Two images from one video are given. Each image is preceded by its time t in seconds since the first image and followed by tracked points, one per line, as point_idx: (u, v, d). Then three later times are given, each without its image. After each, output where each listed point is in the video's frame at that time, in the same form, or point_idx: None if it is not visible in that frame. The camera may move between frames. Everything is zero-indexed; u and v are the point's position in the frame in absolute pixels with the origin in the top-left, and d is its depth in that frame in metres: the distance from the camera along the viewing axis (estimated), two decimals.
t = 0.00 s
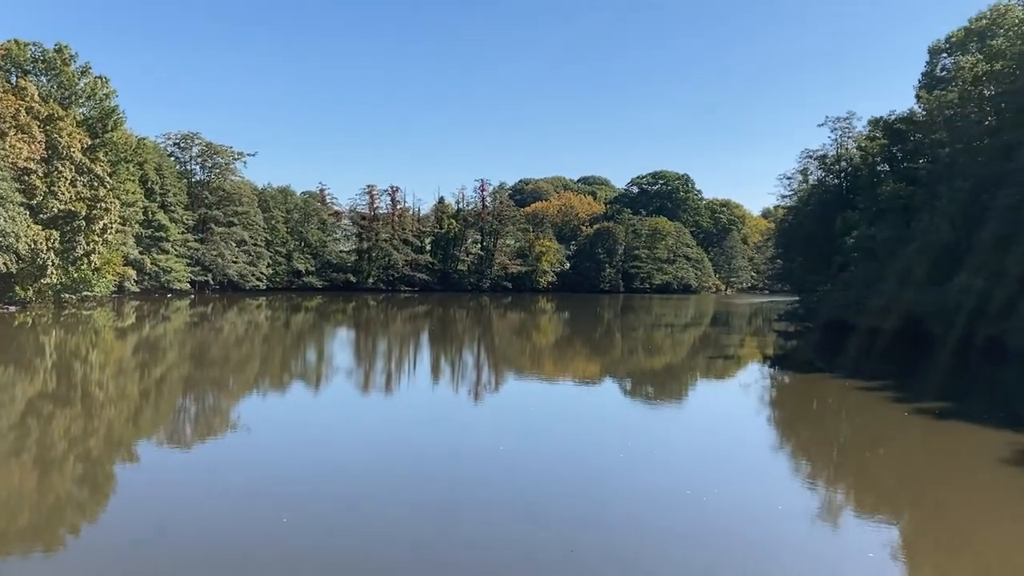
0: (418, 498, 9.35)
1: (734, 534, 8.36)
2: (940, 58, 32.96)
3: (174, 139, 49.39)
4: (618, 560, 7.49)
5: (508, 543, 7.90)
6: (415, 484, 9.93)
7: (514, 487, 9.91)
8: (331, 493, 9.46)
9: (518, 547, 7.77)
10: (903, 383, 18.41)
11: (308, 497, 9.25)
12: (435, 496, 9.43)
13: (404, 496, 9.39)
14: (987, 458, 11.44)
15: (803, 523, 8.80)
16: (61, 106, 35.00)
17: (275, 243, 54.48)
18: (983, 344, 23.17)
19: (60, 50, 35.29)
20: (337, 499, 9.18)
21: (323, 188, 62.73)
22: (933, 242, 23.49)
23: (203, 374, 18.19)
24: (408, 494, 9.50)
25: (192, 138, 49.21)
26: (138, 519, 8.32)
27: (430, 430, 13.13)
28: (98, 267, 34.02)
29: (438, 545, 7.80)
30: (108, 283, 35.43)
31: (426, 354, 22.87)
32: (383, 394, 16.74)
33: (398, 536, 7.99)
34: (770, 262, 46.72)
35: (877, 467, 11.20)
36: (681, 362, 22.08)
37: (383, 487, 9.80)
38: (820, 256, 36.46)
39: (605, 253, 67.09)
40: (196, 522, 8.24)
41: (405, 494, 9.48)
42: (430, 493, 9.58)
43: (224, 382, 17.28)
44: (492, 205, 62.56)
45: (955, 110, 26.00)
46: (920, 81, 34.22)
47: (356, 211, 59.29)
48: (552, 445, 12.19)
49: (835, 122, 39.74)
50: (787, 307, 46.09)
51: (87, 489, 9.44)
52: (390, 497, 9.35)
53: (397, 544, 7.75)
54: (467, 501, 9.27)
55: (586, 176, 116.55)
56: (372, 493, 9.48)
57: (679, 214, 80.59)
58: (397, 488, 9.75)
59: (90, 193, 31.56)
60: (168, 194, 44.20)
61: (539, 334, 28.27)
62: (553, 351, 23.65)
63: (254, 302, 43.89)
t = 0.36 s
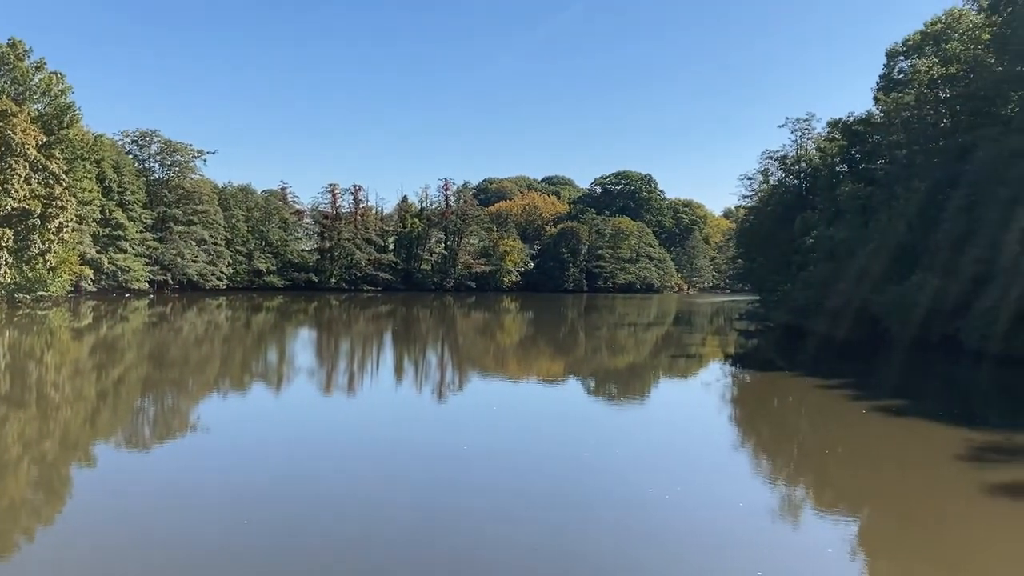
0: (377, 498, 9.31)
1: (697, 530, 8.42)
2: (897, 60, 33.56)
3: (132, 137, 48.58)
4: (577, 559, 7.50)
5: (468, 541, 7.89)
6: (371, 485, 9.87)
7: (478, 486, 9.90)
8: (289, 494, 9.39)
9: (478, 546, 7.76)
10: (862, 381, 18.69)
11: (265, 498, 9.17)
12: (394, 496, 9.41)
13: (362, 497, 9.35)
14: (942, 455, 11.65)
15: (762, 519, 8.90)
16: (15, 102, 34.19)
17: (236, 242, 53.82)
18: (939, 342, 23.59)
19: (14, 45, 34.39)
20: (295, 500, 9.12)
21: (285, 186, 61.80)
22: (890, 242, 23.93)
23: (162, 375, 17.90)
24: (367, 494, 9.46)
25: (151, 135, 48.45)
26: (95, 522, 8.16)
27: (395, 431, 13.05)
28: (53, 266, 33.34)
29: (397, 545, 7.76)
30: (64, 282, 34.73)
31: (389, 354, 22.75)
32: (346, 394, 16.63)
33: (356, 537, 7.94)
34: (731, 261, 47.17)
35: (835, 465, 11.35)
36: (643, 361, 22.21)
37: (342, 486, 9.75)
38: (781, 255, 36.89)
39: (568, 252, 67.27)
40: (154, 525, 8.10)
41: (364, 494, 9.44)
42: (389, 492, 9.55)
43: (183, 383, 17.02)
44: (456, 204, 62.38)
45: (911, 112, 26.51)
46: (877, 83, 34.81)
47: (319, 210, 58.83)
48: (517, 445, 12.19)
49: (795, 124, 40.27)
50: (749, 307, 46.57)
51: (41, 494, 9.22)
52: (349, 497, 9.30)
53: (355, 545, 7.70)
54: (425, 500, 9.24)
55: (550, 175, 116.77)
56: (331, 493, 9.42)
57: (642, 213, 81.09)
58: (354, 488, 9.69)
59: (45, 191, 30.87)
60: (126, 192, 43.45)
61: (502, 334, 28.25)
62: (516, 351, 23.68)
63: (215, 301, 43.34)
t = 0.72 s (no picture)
0: (338, 498, 9.33)
1: (654, 529, 8.50)
2: (851, 64, 34.19)
3: (86, 134, 47.76)
4: (541, 557, 7.58)
5: (426, 542, 7.92)
6: (335, 484, 9.92)
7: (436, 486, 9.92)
8: (250, 495, 9.36)
9: (436, 547, 7.79)
10: (816, 379, 19.02)
11: (225, 500, 9.12)
12: (356, 496, 9.43)
13: (323, 497, 9.35)
14: (893, 451, 11.95)
15: (721, 515, 9.05)
16: None
17: (192, 242, 53.05)
18: (889, 342, 24.15)
19: None
20: (255, 501, 9.09)
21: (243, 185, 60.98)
22: (846, 243, 24.35)
23: (116, 377, 17.61)
24: (327, 494, 9.46)
25: (105, 133, 47.72)
26: (45, 528, 8.01)
27: (353, 432, 12.98)
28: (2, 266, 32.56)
29: (356, 546, 7.77)
30: (14, 282, 33.94)
31: (348, 355, 22.64)
32: (304, 395, 16.53)
33: (319, 539, 7.93)
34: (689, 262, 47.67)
35: (791, 461, 11.58)
36: (602, 361, 22.35)
37: (303, 487, 9.74)
38: (738, 256, 37.42)
39: (529, 252, 67.49)
40: (105, 530, 7.98)
41: (324, 495, 9.43)
42: (351, 493, 9.57)
43: (138, 385, 16.77)
44: (416, 204, 62.52)
45: (864, 115, 27.04)
46: (831, 86, 35.45)
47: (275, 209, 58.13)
48: (476, 445, 12.20)
49: (752, 125, 40.89)
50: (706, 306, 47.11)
51: None
52: (309, 498, 9.29)
53: (316, 546, 7.70)
54: (387, 500, 9.27)
55: (511, 175, 116.94)
56: (291, 494, 9.41)
57: (602, 214, 81.59)
58: (317, 489, 9.72)
59: None
60: (78, 191, 42.61)
61: (462, 334, 28.24)
62: (476, 350, 23.75)
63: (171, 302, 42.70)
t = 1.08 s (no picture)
0: (294, 500, 9.22)
1: (617, 528, 8.51)
2: (808, 67, 34.67)
3: (38, 130, 46.68)
4: (502, 559, 7.51)
5: (388, 543, 7.85)
6: (292, 484, 9.84)
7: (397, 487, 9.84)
8: (203, 497, 9.17)
9: (398, 547, 7.72)
10: (775, 378, 19.20)
11: (178, 503, 8.93)
12: (312, 498, 9.31)
13: (277, 499, 9.22)
14: (850, 449, 12.08)
15: (681, 514, 9.08)
16: None
17: (148, 240, 52.17)
18: (845, 341, 24.52)
19: None
20: (210, 504, 8.92)
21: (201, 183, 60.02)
22: (804, 243, 24.66)
23: (69, 378, 17.25)
24: (283, 497, 9.32)
25: (58, 129, 46.70)
26: None
27: (312, 433, 12.86)
28: None
29: (317, 547, 7.68)
30: None
31: (308, 355, 22.43)
32: (262, 395, 16.35)
33: (278, 541, 7.82)
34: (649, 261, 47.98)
35: (749, 459, 11.69)
36: (564, 360, 22.33)
37: (259, 489, 9.60)
38: (698, 256, 37.77)
39: (491, 251, 67.62)
40: (58, 534, 7.79)
41: (281, 497, 9.30)
42: (306, 495, 9.45)
43: (92, 385, 16.46)
44: (377, 203, 61.92)
45: (822, 117, 27.42)
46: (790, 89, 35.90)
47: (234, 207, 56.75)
48: (438, 446, 12.13)
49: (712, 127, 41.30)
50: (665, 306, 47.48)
51: None
52: (266, 500, 9.16)
53: (276, 547, 7.61)
54: (344, 502, 9.16)
55: (472, 175, 116.82)
56: (245, 496, 9.27)
57: (564, 214, 81.88)
58: (274, 490, 9.59)
59: None
60: (31, 188, 41.68)
61: (424, 334, 28.11)
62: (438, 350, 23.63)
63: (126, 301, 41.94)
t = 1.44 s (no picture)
0: (257, 500, 9.14)
1: (581, 527, 8.55)
2: (770, 70, 35.04)
3: None
4: (465, 560, 7.46)
5: (353, 543, 7.82)
6: (253, 486, 9.72)
7: (362, 488, 9.79)
8: (161, 500, 9.03)
9: (363, 547, 7.69)
10: (738, 377, 19.36)
11: (140, 505, 8.81)
12: (274, 500, 9.21)
13: (241, 500, 9.13)
14: (811, 447, 12.22)
15: (644, 513, 9.10)
16: None
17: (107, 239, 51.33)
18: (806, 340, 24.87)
19: None
20: (172, 505, 8.81)
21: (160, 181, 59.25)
22: (766, 244, 24.95)
23: (25, 378, 16.95)
24: (244, 498, 9.22)
25: (14, 125, 45.75)
26: None
27: (274, 433, 12.76)
28: None
29: (282, 548, 7.62)
30: None
31: (271, 355, 22.23)
32: (224, 395, 16.19)
33: (242, 542, 7.75)
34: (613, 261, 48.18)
35: (712, 458, 11.77)
36: (529, 360, 22.33)
37: (219, 491, 9.47)
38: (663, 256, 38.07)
39: (456, 251, 67.29)
40: (15, 537, 7.64)
41: (241, 499, 9.17)
42: (268, 496, 9.34)
43: (49, 386, 16.20)
44: (341, 202, 61.39)
45: (784, 119, 27.74)
46: (752, 91, 36.28)
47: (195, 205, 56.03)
48: (401, 445, 12.09)
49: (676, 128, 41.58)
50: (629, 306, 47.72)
51: None
52: (229, 501, 9.07)
53: (240, 549, 7.55)
54: (306, 503, 9.06)
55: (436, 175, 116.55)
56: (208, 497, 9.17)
57: (529, 214, 82.04)
58: (234, 492, 9.48)
59: None
60: None
61: (388, 334, 28.01)
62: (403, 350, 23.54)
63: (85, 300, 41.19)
